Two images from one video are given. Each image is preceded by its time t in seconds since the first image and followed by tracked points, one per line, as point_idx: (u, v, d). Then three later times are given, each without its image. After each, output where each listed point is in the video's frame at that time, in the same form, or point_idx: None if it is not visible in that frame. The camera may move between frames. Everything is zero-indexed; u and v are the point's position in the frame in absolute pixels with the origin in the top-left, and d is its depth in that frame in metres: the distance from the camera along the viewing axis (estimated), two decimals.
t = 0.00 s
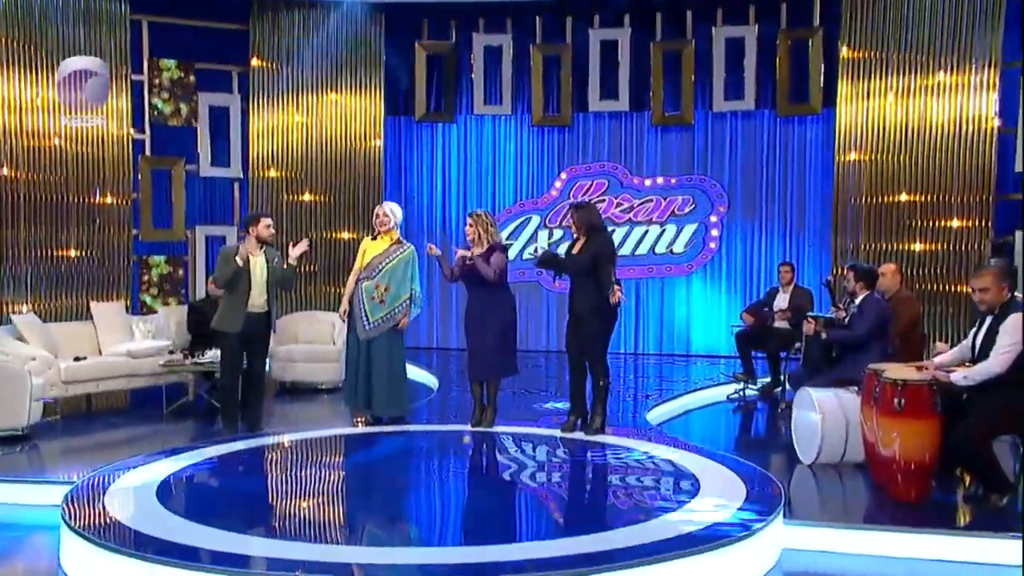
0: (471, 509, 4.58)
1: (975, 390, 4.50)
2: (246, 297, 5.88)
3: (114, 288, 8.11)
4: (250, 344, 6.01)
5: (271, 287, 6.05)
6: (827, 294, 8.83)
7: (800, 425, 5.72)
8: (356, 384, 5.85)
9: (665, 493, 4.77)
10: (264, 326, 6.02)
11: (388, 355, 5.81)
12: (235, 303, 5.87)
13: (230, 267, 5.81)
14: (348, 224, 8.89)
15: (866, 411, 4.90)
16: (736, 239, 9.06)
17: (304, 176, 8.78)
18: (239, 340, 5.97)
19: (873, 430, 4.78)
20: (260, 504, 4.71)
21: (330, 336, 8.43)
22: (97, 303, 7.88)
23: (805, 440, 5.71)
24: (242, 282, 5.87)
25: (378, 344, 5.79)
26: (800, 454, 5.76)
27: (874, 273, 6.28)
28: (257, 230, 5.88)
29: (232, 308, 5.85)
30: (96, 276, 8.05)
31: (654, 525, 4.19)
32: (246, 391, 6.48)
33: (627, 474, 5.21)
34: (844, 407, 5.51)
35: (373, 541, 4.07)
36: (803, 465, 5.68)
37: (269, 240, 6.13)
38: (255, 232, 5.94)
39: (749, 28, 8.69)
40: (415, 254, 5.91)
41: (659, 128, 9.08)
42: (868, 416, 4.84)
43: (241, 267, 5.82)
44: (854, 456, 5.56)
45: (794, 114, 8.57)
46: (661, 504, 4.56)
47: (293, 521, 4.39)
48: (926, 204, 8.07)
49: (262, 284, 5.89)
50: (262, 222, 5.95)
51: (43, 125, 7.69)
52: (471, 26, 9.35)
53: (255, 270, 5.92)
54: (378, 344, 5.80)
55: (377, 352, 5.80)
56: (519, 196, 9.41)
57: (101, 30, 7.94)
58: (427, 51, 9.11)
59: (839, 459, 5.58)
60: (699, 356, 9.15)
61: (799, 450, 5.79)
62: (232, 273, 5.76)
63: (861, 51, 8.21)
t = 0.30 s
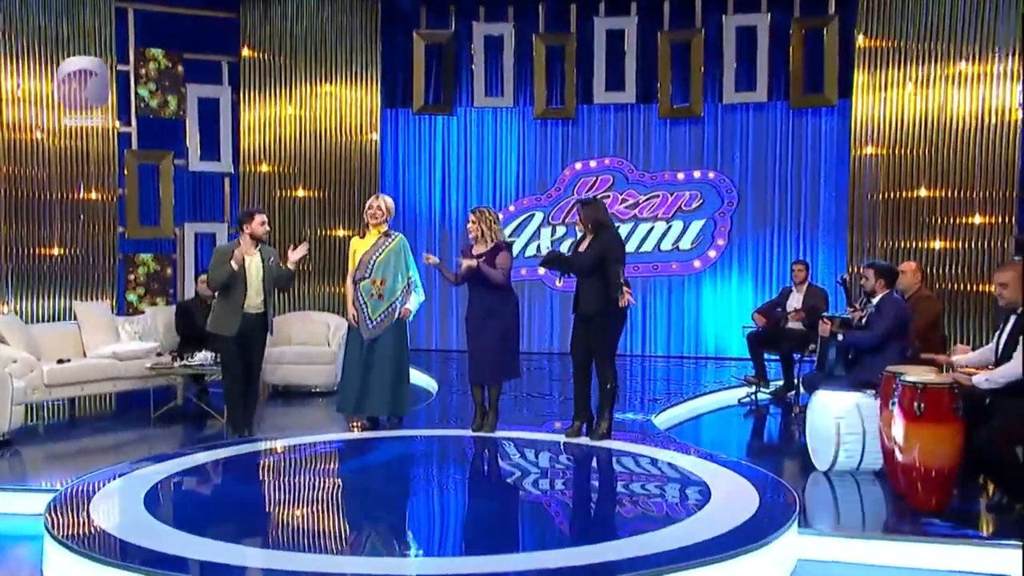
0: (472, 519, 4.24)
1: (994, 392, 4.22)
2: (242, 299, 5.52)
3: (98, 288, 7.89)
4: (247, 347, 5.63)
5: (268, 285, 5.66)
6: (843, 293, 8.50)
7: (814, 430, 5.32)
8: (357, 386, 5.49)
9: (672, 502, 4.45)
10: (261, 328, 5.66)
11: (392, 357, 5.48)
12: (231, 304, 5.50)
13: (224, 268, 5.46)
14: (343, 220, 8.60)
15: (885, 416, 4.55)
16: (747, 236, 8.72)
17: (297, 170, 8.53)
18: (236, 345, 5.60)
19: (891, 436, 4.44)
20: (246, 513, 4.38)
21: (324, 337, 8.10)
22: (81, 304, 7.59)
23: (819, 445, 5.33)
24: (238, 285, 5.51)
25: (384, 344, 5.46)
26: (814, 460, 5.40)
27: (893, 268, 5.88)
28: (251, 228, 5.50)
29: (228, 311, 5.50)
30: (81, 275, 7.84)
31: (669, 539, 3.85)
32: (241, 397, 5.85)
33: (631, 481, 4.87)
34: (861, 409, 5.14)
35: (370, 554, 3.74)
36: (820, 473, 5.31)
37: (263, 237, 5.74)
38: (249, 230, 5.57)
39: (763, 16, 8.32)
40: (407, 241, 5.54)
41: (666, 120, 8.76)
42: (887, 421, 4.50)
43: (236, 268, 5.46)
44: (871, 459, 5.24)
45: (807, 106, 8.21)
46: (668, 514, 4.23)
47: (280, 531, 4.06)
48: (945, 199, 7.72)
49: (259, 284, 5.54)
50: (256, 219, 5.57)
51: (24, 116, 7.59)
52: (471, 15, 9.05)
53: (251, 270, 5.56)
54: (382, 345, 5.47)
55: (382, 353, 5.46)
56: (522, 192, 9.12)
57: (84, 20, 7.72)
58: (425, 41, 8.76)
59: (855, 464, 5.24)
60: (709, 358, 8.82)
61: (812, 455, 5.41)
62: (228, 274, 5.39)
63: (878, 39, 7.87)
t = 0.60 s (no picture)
0: (480, 529, 3.88)
1: None
2: (241, 300, 5.15)
3: (84, 287, 7.63)
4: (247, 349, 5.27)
5: (268, 283, 5.28)
6: (867, 293, 8.14)
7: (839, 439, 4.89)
8: (363, 390, 5.08)
9: (685, 512, 4.06)
10: (262, 329, 5.29)
11: (397, 357, 5.09)
12: (229, 306, 5.14)
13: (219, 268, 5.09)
14: (343, 218, 8.39)
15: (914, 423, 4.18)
16: (763, 232, 8.39)
17: (294, 163, 8.31)
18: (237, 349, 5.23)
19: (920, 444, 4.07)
20: (234, 523, 4.01)
21: (323, 339, 7.74)
22: (68, 304, 7.25)
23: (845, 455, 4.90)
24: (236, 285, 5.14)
25: (390, 344, 5.06)
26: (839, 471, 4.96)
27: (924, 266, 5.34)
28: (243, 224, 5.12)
29: (226, 313, 5.14)
30: (69, 273, 7.60)
31: (700, 559, 3.44)
32: (240, 406, 5.45)
33: (642, 490, 4.47)
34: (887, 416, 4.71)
35: (367, 570, 3.36)
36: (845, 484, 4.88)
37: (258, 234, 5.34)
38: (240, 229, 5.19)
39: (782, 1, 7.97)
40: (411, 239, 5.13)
41: (681, 110, 8.40)
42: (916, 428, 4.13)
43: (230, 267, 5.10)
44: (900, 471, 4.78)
45: (830, 95, 7.84)
46: (680, 525, 3.84)
47: (270, 542, 3.70)
48: (976, 194, 7.34)
49: (257, 282, 5.16)
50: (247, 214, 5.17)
51: (8, 107, 7.39)
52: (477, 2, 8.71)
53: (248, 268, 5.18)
54: (388, 345, 5.06)
55: (388, 354, 5.07)
56: (531, 187, 8.77)
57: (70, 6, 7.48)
58: (428, 28, 8.50)
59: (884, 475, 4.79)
60: (726, 361, 8.46)
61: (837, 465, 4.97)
62: (222, 274, 5.04)
63: (904, 25, 7.49)
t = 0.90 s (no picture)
0: (487, 541, 3.57)
1: None
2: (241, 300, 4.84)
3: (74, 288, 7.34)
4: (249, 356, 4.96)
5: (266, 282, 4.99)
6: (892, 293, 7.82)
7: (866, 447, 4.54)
8: (367, 391, 4.75)
9: (698, 523, 3.74)
10: (263, 331, 4.97)
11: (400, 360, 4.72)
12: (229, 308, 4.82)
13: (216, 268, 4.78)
14: (345, 215, 8.14)
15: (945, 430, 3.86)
16: (782, 228, 8.08)
17: (295, 158, 8.03)
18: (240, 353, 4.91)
19: (953, 452, 3.75)
20: (224, 532, 3.72)
21: (324, 341, 7.42)
22: (58, 305, 6.97)
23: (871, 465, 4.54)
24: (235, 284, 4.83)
25: (392, 346, 4.70)
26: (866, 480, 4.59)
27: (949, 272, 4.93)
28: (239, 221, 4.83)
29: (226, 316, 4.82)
30: (59, 273, 7.31)
31: None
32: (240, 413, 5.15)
33: (653, 499, 4.15)
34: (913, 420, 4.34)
35: None
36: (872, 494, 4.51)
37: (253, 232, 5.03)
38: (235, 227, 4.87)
39: None
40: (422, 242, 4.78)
41: (697, 102, 8.10)
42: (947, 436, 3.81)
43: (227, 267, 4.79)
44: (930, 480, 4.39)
45: (854, 86, 7.53)
46: (695, 538, 3.53)
47: (261, 554, 3.41)
48: (1008, 189, 7.04)
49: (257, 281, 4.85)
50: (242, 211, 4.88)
51: None
52: None
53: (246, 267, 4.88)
54: (390, 347, 4.70)
55: (389, 357, 4.70)
56: (541, 183, 8.48)
57: None
58: (433, 16, 8.12)
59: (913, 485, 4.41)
60: (743, 365, 8.15)
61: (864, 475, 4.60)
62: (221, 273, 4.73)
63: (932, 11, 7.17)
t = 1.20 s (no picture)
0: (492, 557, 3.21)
1: None
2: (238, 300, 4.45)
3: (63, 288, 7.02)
4: (249, 359, 4.59)
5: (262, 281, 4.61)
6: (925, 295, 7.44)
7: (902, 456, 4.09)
8: (367, 390, 4.33)
9: (715, 536, 3.36)
10: (260, 334, 4.60)
11: (402, 354, 4.31)
12: (225, 309, 4.42)
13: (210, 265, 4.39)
14: (348, 211, 7.81)
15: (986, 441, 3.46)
16: (807, 226, 7.72)
17: (295, 152, 7.72)
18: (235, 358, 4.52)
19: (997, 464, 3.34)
20: (211, 543, 3.37)
21: (326, 344, 7.05)
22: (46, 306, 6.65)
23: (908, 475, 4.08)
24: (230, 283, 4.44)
25: (395, 336, 4.32)
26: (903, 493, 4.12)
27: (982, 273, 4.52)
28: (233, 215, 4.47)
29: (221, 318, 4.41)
30: (46, 272, 6.98)
31: None
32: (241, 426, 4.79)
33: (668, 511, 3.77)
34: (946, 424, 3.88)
35: None
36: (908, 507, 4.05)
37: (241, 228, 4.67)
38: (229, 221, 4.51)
39: None
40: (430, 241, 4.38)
41: (717, 93, 7.75)
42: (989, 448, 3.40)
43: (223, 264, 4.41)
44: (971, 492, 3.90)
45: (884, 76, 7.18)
46: (713, 553, 3.15)
47: (241, 568, 3.06)
48: None
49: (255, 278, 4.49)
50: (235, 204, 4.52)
51: None
52: None
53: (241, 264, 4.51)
54: (393, 337, 4.32)
55: (392, 348, 4.31)
56: (555, 180, 8.15)
57: None
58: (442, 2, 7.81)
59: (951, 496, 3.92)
60: (766, 369, 7.78)
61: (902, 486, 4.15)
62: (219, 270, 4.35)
63: None
